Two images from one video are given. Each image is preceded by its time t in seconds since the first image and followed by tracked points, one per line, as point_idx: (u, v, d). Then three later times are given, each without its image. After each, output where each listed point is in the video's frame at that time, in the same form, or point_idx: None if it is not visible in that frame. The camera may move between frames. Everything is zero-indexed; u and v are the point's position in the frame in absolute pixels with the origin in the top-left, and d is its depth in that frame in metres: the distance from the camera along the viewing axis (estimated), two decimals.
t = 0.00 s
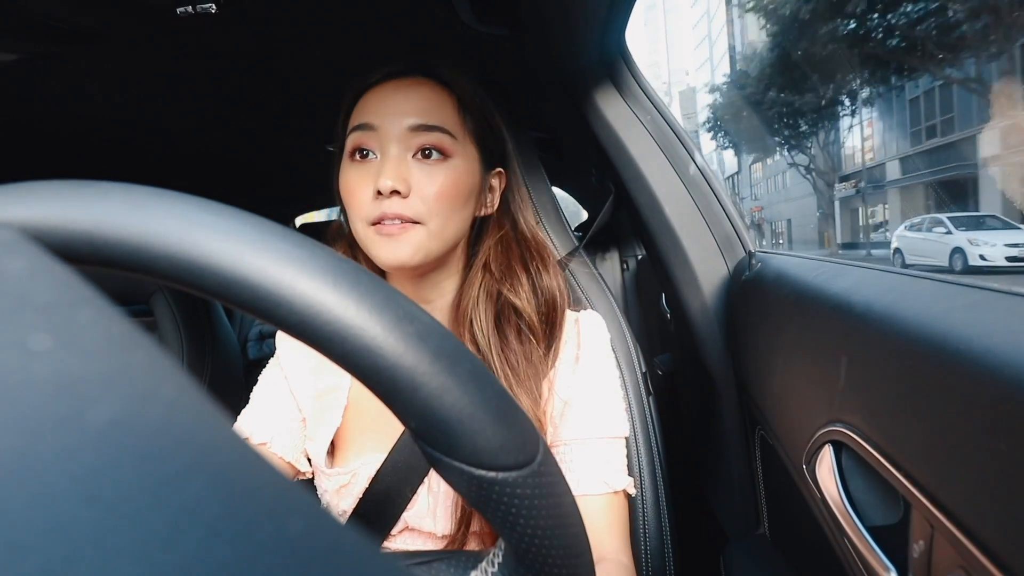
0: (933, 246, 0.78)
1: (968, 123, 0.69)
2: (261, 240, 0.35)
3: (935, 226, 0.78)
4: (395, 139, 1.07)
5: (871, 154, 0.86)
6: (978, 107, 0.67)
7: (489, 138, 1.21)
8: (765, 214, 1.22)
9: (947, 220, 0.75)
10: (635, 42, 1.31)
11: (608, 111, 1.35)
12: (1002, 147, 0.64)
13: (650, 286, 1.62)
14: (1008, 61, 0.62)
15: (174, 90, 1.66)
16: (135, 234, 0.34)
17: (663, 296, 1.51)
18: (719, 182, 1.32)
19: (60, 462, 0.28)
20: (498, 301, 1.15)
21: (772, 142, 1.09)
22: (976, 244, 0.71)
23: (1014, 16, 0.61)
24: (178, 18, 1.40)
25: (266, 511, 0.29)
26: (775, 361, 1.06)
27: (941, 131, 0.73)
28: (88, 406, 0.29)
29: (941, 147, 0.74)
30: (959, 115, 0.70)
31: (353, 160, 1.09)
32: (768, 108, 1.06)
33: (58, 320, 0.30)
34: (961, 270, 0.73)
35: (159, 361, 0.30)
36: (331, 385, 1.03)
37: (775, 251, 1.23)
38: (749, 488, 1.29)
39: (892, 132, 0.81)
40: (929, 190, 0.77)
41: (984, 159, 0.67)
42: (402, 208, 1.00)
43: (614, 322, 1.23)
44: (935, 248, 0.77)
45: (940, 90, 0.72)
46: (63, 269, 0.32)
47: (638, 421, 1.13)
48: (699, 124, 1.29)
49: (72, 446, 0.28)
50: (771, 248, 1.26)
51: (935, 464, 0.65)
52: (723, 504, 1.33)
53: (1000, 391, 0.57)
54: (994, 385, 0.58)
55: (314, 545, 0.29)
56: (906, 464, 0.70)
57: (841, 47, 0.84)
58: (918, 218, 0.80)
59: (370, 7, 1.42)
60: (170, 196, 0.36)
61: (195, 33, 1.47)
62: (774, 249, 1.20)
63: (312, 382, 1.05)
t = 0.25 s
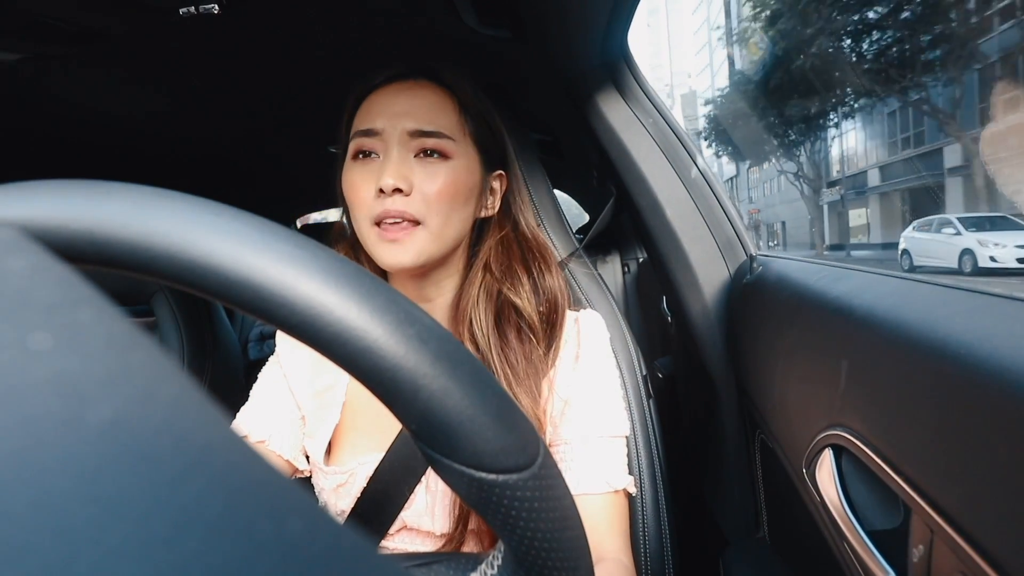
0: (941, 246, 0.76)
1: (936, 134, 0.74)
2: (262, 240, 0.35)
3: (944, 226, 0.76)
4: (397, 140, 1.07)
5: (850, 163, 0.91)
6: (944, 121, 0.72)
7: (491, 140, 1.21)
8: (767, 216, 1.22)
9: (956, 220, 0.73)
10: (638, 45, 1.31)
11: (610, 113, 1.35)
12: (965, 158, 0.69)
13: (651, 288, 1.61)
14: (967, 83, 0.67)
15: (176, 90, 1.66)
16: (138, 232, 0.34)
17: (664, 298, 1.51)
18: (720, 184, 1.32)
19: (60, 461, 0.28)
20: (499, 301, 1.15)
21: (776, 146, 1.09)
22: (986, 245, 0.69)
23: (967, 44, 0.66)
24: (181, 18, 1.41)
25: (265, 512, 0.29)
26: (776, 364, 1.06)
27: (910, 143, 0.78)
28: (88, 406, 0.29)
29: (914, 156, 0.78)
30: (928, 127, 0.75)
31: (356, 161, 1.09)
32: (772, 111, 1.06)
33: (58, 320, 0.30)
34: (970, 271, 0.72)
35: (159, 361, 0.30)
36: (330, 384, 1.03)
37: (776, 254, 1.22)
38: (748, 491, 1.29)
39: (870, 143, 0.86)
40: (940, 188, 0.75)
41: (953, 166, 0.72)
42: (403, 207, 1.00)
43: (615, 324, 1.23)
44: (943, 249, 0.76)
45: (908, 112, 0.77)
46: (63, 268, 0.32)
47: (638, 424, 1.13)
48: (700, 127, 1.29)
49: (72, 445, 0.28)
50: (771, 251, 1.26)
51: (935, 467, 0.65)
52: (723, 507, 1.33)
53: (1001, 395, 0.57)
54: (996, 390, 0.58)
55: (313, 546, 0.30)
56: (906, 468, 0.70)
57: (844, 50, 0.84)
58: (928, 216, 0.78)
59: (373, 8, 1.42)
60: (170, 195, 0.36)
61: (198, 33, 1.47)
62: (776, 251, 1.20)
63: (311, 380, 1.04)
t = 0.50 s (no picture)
0: (949, 245, 0.75)
1: (896, 151, 0.80)
2: (272, 242, 0.35)
3: (951, 226, 0.74)
4: (406, 140, 1.08)
5: (828, 174, 0.95)
6: (903, 139, 0.78)
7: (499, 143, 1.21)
8: (765, 217, 1.22)
9: (964, 219, 0.71)
10: (637, 47, 1.31)
11: (610, 114, 1.35)
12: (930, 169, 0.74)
13: (651, 289, 1.62)
14: (924, 105, 0.73)
15: (176, 91, 1.66)
16: (142, 232, 0.34)
17: (663, 299, 1.51)
18: (719, 185, 1.32)
19: (59, 462, 0.28)
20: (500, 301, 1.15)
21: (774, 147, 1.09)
22: (994, 246, 0.68)
23: (921, 72, 0.73)
24: (181, 19, 1.41)
25: (263, 512, 0.29)
26: (776, 365, 1.06)
27: (877, 159, 0.83)
28: (88, 407, 0.29)
29: (890, 164, 0.82)
30: (897, 141, 0.79)
31: (363, 160, 1.09)
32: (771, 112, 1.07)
33: (59, 321, 0.30)
34: (977, 271, 0.70)
35: (161, 363, 0.30)
36: (330, 383, 1.03)
37: (774, 255, 1.22)
38: (748, 491, 1.29)
39: (845, 155, 0.90)
40: (926, 192, 0.76)
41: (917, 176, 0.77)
42: (410, 205, 1.00)
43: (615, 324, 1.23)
44: (951, 248, 0.74)
45: (875, 131, 0.83)
46: (64, 269, 0.32)
47: (639, 425, 1.13)
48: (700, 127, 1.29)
49: (71, 446, 0.28)
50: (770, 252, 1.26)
51: (934, 467, 0.65)
52: (723, 507, 1.33)
53: (1002, 395, 0.57)
54: (996, 390, 0.58)
55: (312, 547, 0.30)
56: (906, 468, 0.70)
57: (841, 52, 0.84)
58: (934, 215, 0.76)
59: (373, 9, 1.42)
60: (173, 196, 0.36)
61: (198, 34, 1.47)
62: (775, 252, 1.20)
63: (311, 380, 1.05)
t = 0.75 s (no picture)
0: (958, 246, 0.74)
1: (876, 159, 0.86)
2: (267, 235, 0.35)
3: (960, 225, 0.73)
4: (403, 133, 1.08)
5: (819, 178, 0.99)
6: (882, 148, 0.84)
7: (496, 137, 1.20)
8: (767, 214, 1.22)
9: (973, 218, 0.70)
10: (639, 44, 1.31)
11: (612, 110, 1.35)
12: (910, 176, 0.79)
13: (652, 287, 1.62)
14: (902, 119, 0.79)
15: (177, 87, 1.66)
16: (141, 224, 0.34)
17: (664, 295, 1.51)
18: (721, 181, 1.32)
19: (60, 459, 0.28)
20: (499, 297, 1.16)
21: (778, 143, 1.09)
22: (1003, 245, 0.66)
23: (896, 89, 0.78)
24: (182, 15, 1.40)
25: (263, 509, 0.30)
26: (777, 361, 1.06)
27: (863, 165, 0.88)
28: (88, 404, 0.29)
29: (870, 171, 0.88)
30: (872, 151, 0.86)
31: (360, 154, 1.09)
32: (773, 107, 1.06)
33: (60, 315, 0.30)
34: (987, 272, 0.68)
35: (162, 359, 0.30)
36: (330, 379, 1.04)
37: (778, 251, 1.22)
38: (748, 487, 1.29)
39: (833, 161, 0.95)
40: (899, 197, 0.83)
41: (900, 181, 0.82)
42: (407, 198, 1.00)
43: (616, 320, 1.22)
44: (961, 249, 0.73)
45: (860, 141, 0.88)
46: (64, 265, 0.32)
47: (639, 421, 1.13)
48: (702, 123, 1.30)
49: (73, 443, 0.28)
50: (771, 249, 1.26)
51: (936, 463, 0.65)
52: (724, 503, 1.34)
53: (1004, 391, 0.57)
54: (997, 387, 0.58)
55: (312, 543, 0.30)
56: (906, 465, 0.70)
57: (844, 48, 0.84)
58: (943, 215, 0.76)
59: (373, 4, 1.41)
60: (173, 191, 0.36)
61: (198, 30, 1.47)
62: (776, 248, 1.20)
63: (311, 376, 1.05)
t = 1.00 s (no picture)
0: (963, 243, 0.72)
1: (852, 167, 0.90)
2: (265, 233, 0.35)
3: (966, 222, 0.71)
4: (403, 133, 1.08)
5: (807, 182, 1.03)
6: (856, 158, 0.88)
7: (495, 135, 1.20)
8: (768, 213, 1.23)
9: (979, 216, 0.68)
10: (642, 43, 1.31)
11: (613, 108, 1.35)
12: (886, 182, 0.84)
13: (653, 285, 1.61)
14: (876, 131, 0.83)
15: (178, 82, 1.66)
16: (140, 221, 0.34)
17: (665, 294, 1.51)
18: (720, 181, 1.33)
19: (59, 453, 0.28)
20: (497, 294, 1.16)
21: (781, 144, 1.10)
22: (1012, 243, 0.65)
23: (868, 102, 0.82)
24: (184, 10, 1.40)
25: (260, 503, 0.30)
26: (776, 359, 1.07)
27: (842, 173, 0.92)
28: (87, 399, 0.29)
29: (848, 178, 0.92)
30: (848, 160, 0.90)
31: (359, 152, 1.09)
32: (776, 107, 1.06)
33: (61, 310, 0.30)
34: (995, 270, 0.68)
35: (162, 354, 0.30)
36: (328, 377, 1.03)
37: (777, 251, 1.23)
38: (747, 486, 1.30)
39: (819, 167, 0.99)
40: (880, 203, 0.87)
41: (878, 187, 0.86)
42: (405, 199, 1.01)
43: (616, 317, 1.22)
44: (966, 246, 0.71)
45: (839, 151, 0.92)
46: (64, 259, 0.31)
47: (639, 418, 1.13)
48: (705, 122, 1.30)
49: (72, 438, 0.28)
50: (773, 248, 1.26)
51: (934, 463, 0.65)
52: (723, 503, 1.34)
53: (1005, 392, 0.57)
54: (998, 387, 0.58)
55: (309, 537, 0.30)
56: (905, 463, 0.70)
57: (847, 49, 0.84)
58: (949, 212, 0.73)
59: None
60: (171, 187, 0.36)
61: (200, 26, 1.47)
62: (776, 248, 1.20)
63: (309, 374, 1.05)
